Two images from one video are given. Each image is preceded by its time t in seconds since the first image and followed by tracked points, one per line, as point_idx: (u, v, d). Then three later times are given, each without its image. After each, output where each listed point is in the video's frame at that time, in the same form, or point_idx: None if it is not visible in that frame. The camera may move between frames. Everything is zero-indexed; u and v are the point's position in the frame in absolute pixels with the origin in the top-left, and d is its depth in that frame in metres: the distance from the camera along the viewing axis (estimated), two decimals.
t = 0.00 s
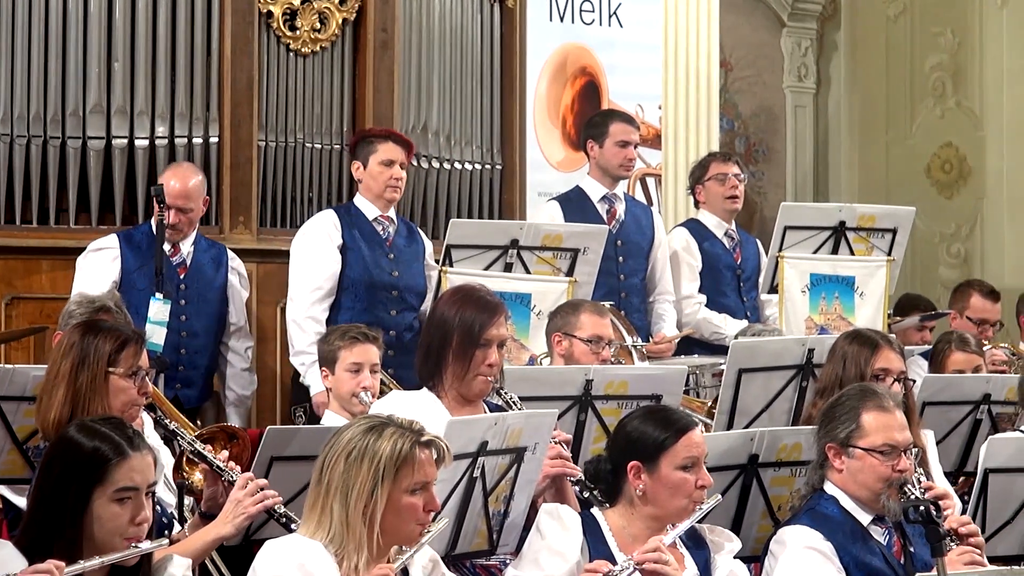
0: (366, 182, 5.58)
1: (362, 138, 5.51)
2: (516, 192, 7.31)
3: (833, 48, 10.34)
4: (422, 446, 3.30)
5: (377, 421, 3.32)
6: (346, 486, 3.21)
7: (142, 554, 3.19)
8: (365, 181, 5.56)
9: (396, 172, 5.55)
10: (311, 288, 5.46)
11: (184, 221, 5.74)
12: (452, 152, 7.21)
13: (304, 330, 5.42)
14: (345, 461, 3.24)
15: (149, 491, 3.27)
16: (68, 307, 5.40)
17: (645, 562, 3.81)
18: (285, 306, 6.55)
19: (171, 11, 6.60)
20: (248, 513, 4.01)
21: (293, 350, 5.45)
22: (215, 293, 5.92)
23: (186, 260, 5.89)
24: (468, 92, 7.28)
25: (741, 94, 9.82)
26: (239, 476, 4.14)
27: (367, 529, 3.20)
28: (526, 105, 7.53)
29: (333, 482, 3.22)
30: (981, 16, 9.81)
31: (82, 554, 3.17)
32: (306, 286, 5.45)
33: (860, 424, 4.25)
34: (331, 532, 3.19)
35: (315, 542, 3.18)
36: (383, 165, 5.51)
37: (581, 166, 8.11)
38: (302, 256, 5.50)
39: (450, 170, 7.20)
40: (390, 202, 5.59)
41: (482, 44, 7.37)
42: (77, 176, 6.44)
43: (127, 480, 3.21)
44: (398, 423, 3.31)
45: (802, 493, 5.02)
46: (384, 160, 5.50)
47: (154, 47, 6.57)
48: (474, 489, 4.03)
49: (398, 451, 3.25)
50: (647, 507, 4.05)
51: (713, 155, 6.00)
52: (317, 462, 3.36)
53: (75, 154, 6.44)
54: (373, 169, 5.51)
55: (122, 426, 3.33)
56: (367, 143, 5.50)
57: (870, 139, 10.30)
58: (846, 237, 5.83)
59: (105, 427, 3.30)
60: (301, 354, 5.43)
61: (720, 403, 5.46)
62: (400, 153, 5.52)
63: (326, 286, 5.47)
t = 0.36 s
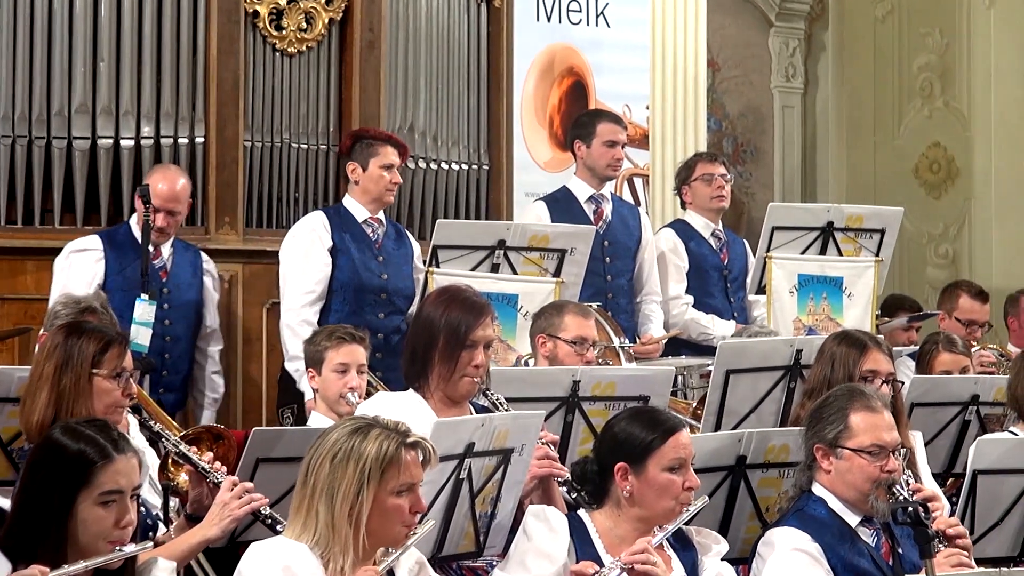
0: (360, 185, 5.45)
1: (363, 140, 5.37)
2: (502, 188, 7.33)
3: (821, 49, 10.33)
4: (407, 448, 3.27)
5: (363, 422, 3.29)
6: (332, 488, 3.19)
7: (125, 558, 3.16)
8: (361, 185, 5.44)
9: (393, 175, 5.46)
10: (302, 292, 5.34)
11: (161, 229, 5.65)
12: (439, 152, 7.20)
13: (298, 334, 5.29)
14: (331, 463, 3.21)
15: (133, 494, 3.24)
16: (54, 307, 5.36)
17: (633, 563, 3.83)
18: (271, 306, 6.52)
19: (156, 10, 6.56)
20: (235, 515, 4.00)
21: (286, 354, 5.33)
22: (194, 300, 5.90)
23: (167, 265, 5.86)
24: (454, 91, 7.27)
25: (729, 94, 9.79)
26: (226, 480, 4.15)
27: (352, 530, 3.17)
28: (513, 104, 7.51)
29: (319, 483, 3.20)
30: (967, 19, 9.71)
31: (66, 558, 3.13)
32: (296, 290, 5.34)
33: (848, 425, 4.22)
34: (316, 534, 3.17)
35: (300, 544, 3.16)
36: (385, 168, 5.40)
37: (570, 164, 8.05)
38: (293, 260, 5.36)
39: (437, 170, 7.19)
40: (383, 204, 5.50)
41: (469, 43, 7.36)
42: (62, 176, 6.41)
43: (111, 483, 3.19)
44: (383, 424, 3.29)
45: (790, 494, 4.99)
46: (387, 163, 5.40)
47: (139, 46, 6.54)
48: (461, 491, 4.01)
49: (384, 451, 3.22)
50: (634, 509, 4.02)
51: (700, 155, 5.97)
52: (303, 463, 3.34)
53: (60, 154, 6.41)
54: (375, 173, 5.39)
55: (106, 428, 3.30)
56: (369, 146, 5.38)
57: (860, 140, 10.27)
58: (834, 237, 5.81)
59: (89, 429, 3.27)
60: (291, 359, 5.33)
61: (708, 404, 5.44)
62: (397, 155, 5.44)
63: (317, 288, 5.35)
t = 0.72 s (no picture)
0: (337, 184, 5.31)
1: (344, 136, 5.25)
2: (480, 184, 7.20)
3: (809, 42, 10.19)
4: (382, 455, 3.08)
5: (336, 428, 3.10)
6: (303, 496, 2.99)
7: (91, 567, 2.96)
8: (339, 184, 5.30)
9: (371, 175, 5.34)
10: (269, 293, 5.18)
11: (86, 228, 5.35)
12: (414, 149, 7.05)
13: (263, 339, 5.15)
14: (303, 470, 3.01)
15: (100, 501, 3.04)
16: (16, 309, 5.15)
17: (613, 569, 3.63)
18: (240, 307, 6.34)
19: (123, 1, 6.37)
20: (205, 523, 3.73)
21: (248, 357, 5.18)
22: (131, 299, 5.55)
23: (103, 266, 5.49)
24: (431, 86, 7.13)
25: (714, 89, 9.69)
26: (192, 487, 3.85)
27: (324, 540, 2.98)
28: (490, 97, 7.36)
29: (290, 491, 3.00)
30: (960, 14, 9.41)
31: (30, 566, 2.95)
32: (263, 291, 5.18)
33: (840, 432, 4.06)
34: (287, 543, 2.97)
35: (269, 553, 2.96)
36: (366, 166, 5.29)
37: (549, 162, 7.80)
38: (262, 259, 5.19)
39: (413, 166, 7.04)
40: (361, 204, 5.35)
41: (446, 36, 7.22)
42: (25, 173, 6.22)
43: (77, 489, 3.00)
44: (358, 430, 3.09)
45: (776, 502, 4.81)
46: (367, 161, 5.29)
47: (105, 39, 6.35)
48: (437, 498, 3.82)
49: (358, 458, 3.03)
50: (617, 517, 3.84)
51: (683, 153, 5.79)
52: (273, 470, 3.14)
53: (22, 149, 6.21)
54: (355, 171, 5.27)
55: (71, 433, 3.11)
56: (349, 143, 5.26)
57: (849, 136, 10.08)
58: (822, 236, 5.64)
59: (54, 434, 3.08)
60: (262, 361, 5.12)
61: (691, 409, 5.27)
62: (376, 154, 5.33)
63: (285, 289, 5.20)
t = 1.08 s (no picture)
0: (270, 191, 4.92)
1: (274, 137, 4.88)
2: (427, 183, 6.69)
3: (787, 36, 9.53)
4: (318, 486, 2.72)
5: (267, 456, 2.74)
6: (231, 531, 2.62)
7: None
8: (270, 190, 4.91)
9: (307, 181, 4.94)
10: (193, 308, 4.79)
11: None
12: (358, 154, 6.57)
13: (189, 357, 4.74)
14: (231, 503, 2.65)
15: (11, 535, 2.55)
16: None
17: None
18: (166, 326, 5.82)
19: None
20: (126, 563, 3.16)
21: (176, 377, 4.74)
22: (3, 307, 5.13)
23: None
24: (376, 84, 6.68)
25: (684, 86, 9.08)
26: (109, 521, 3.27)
27: None
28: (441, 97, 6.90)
29: (217, 526, 2.64)
30: (951, 8, 8.72)
31: None
32: (187, 305, 4.79)
33: (822, 462, 3.64)
34: None
35: None
36: (297, 170, 4.90)
37: (502, 166, 7.41)
38: (184, 273, 4.80)
39: (358, 171, 6.56)
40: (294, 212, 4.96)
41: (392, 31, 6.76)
42: None
43: None
44: (291, 459, 2.74)
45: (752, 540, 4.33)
46: (298, 165, 4.90)
47: (18, 32, 5.89)
48: (379, 535, 3.34)
49: (292, 490, 2.66)
50: (576, 556, 3.34)
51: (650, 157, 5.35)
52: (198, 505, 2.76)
53: None
54: (285, 175, 4.88)
55: None
56: (279, 144, 4.88)
57: (829, 138, 9.38)
58: (802, 249, 5.18)
59: None
60: (194, 381, 4.71)
61: (659, 437, 4.81)
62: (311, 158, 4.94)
63: (209, 304, 4.82)
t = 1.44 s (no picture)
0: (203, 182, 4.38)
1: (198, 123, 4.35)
2: (388, 173, 6.27)
3: (781, 12, 8.98)
4: (268, 505, 2.50)
5: (213, 473, 2.51)
6: (173, 555, 2.40)
7: None
8: (202, 181, 4.37)
9: (242, 167, 4.37)
10: (129, 313, 4.37)
11: None
12: (311, 140, 6.18)
13: (120, 368, 4.32)
14: (173, 524, 2.43)
15: None
16: None
17: None
18: (100, 329, 5.43)
19: None
20: None
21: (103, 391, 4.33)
22: None
23: None
24: (331, 67, 6.27)
25: (670, 67, 8.34)
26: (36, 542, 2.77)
27: None
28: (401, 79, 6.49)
29: (158, 550, 2.41)
30: None
31: None
32: (122, 311, 4.36)
33: (817, 477, 3.42)
34: None
35: None
36: (224, 156, 4.33)
37: (470, 154, 6.99)
38: (120, 273, 4.39)
39: (313, 160, 6.17)
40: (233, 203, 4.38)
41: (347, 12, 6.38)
42: None
43: None
44: (239, 476, 2.51)
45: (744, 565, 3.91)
46: (225, 150, 4.33)
47: None
48: (335, 558, 3.09)
49: (239, 508, 2.45)
50: None
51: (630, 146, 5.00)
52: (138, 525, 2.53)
53: None
54: (211, 163, 4.34)
55: None
56: (203, 130, 4.34)
57: (827, 123, 8.88)
58: (797, 244, 4.77)
59: None
60: (120, 397, 4.31)
61: (641, 451, 4.40)
62: (244, 140, 4.36)
63: (147, 308, 4.40)
